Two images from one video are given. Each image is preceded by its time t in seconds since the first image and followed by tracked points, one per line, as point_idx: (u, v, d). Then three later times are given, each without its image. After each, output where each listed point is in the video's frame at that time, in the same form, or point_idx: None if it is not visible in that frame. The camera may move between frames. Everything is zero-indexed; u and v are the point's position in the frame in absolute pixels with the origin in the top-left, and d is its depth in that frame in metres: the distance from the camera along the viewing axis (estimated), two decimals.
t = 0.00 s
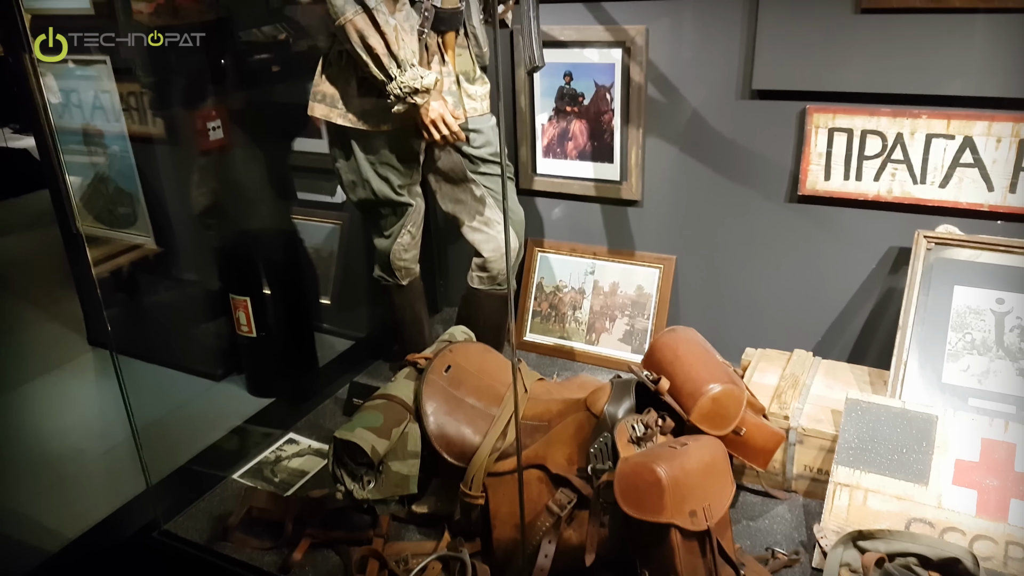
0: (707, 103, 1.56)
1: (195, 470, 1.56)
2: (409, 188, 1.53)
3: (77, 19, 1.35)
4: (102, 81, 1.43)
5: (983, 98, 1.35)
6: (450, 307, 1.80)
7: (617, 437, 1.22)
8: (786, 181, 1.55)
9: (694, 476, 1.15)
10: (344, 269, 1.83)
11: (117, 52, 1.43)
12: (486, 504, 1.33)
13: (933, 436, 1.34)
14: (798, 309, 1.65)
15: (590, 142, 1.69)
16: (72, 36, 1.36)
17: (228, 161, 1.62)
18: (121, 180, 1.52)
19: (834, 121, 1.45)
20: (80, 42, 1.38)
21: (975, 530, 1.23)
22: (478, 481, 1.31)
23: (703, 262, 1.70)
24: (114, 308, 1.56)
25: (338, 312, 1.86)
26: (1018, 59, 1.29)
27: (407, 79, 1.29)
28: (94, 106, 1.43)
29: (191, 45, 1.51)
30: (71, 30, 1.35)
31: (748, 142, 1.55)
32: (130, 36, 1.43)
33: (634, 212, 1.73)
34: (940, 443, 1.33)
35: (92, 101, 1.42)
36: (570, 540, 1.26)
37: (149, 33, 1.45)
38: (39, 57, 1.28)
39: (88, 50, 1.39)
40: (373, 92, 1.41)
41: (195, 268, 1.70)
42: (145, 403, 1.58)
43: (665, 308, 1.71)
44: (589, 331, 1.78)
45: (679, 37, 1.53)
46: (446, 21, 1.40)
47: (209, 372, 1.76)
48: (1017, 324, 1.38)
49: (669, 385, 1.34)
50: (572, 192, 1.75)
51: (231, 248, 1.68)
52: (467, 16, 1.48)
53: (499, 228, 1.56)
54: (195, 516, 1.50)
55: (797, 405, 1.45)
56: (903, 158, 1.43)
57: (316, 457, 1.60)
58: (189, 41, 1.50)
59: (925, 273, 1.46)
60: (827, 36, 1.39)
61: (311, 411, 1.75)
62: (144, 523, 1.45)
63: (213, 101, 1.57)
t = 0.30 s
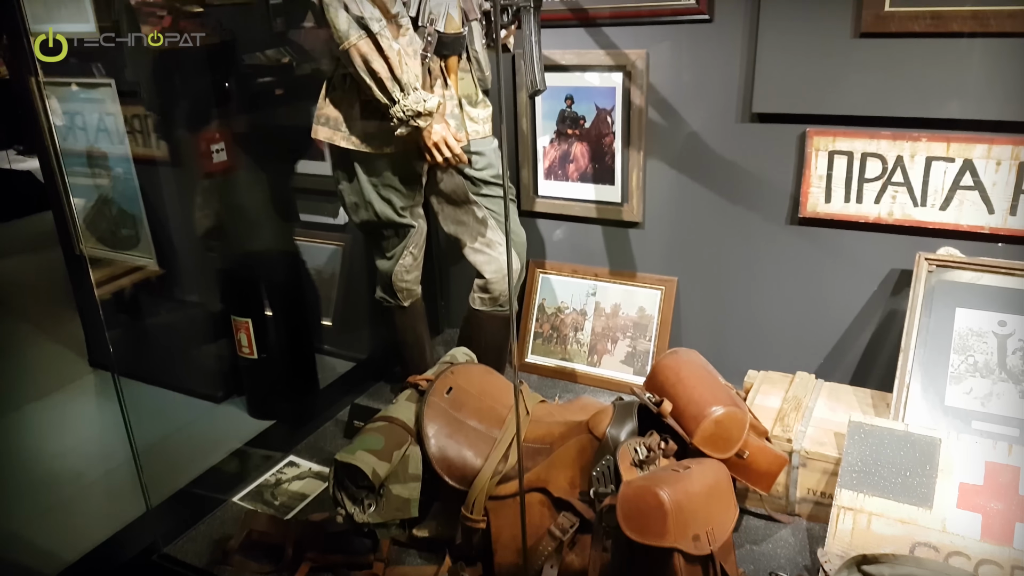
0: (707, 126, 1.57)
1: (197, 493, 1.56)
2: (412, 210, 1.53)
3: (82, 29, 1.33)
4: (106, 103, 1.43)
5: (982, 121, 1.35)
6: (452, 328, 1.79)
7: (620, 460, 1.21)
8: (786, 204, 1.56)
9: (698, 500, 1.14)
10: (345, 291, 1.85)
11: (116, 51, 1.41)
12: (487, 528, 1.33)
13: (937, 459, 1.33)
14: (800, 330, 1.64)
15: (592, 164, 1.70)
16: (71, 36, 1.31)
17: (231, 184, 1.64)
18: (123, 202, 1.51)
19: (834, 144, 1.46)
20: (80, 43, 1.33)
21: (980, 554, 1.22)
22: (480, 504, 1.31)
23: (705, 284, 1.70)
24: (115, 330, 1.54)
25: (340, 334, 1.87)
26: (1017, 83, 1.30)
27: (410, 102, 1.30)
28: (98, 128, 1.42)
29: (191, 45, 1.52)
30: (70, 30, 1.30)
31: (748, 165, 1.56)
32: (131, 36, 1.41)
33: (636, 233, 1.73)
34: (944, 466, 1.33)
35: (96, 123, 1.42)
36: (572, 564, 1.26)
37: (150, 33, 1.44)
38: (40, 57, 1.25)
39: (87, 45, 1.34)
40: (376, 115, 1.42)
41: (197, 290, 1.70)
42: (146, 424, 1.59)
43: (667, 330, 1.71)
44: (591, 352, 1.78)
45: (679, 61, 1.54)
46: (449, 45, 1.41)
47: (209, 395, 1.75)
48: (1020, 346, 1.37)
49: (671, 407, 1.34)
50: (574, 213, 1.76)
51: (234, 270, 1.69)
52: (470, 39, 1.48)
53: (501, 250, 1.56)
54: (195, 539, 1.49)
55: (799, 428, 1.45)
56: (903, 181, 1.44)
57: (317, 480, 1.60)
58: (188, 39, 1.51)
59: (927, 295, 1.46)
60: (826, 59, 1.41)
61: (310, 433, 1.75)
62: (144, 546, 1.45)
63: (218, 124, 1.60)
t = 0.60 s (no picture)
0: (707, 149, 1.57)
1: (195, 517, 1.55)
2: (413, 232, 1.54)
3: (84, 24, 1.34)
4: (110, 125, 1.44)
5: (981, 145, 1.36)
6: (452, 350, 1.79)
7: (621, 484, 1.21)
8: (786, 226, 1.56)
9: (699, 524, 1.14)
10: (346, 312, 1.83)
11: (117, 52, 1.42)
12: (488, 553, 1.31)
13: (939, 482, 1.33)
14: (801, 352, 1.64)
15: (592, 186, 1.70)
16: (70, 36, 1.32)
17: (233, 206, 1.67)
18: (126, 225, 1.51)
19: (834, 167, 1.47)
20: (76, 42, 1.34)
21: None
22: (480, 528, 1.30)
23: (706, 306, 1.70)
24: (116, 352, 1.53)
25: (341, 356, 1.86)
26: (1015, 107, 1.31)
27: (412, 125, 1.31)
28: (102, 150, 1.43)
29: (191, 44, 1.51)
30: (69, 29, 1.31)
31: (748, 188, 1.57)
32: (130, 35, 1.42)
33: (637, 255, 1.73)
34: (947, 489, 1.32)
35: (100, 145, 1.42)
36: None
37: (149, 33, 1.44)
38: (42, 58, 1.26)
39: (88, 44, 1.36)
40: (378, 138, 1.43)
41: (198, 311, 1.67)
42: (146, 446, 1.59)
43: (668, 352, 1.71)
44: (592, 375, 1.77)
45: (680, 84, 1.56)
46: (451, 70, 1.42)
47: (209, 418, 1.73)
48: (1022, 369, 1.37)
49: (673, 430, 1.34)
50: (574, 235, 1.76)
51: (235, 291, 1.69)
52: (471, 63, 1.48)
53: (501, 271, 1.57)
54: (192, 563, 1.49)
55: (802, 451, 1.45)
56: (903, 204, 1.44)
57: (316, 504, 1.60)
58: (189, 39, 1.50)
59: (928, 317, 1.46)
60: (825, 83, 1.42)
61: (311, 455, 1.75)
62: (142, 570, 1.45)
63: (220, 147, 1.62)
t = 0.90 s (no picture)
0: (707, 172, 1.58)
1: (194, 540, 1.54)
2: (415, 253, 1.54)
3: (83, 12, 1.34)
4: (113, 148, 1.45)
5: (981, 168, 1.37)
6: (453, 372, 1.78)
7: (624, 508, 1.20)
8: (787, 249, 1.56)
9: (702, 549, 1.13)
10: (347, 332, 1.83)
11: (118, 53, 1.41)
12: None
13: (943, 506, 1.31)
14: (802, 375, 1.64)
15: (593, 209, 1.71)
16: (70, 36, 1.33)
17: (236, 228, 1.66)
18: (128, 246, 1.52)
19: (834, 190, 1.48)
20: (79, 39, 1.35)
21: None
22: (481, 553, 1.28)
23: (707, 329, 1.70)
24: (116, 374, 1.55)
25: (341, 378, 1.87)
26: (1015, 130, 1.31)
27: (414, 147, 1.31)
28: (105, 173, 1.44)
29: (192, 45, 1.50)
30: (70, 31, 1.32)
31: (748, 210, 1.57)
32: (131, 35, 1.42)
33: (638, 277, 1.73)
34: (951, 513, 1.30)
35: (103, 167, 1.43)
36: None
37: (149, 33, 1.44)
38: (42, 59, 1.26)
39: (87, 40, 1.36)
40: (380, 160, 1.43)
41: (200, 333, 1.68)
42: (146, 469, 1.59)
43: (670, 374, 1.70)
44: (593, 397, 1.77)
45: (680, 107, 1.56)
46: (453, 94, 1.43)
47: (208, 440, 1.75)
48: None
49: (675, 453, 1.34)
50: (576, 257, 1.76)
51: (235, 313, 1.69)
52: (474, 87, 1.50)
53: (503, 292, 1.57)
54: None
55: (805, 474, 1.44)
56: (903, 227, 1.45)
57: (316, 527, 1.57)
58: (189, 40, 1.49)
59: (930, 340, 1.45)
60: (824, 106, 1.43)
61: (310, 479, 1.73)
62: None
63: (223, 169, 1.62)
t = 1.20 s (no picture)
0: (707, 193, 1.59)
1: (194, 564, 1.56)
2: (416, 274, 1.54)
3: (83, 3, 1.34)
4: (117, 169, 1.46)
5: (981, 190, 1.37)
6: (455, 394, 1.77)
7: (625, 531, 1.19)
8: (789, 270, 1.57)
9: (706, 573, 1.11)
10: (348, 355, 1.80)
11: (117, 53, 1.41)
12: None
13: (947, 529, 1.30)
14: (803, 397, 1.64)
15: (594, 230, 1.71)
16: (71, 36, 1.33)
17: (238, 249, 1.67)
18: (130, 267, 1.52)
19: (834, 212, 1.48)
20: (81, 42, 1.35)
21: None
22: None
23: (709, 351, 1.69)
24: (117, 395, 1.55)
25: (341, 400, 1.84)
26: (1015, 153, 1.32)
27: (416, 169, 1.32)
28: (108, 194, 1.45)
29: (192, 45, 1.50)
30: (72, 31, 1.32)
31: (749, 232, 1.57)
32: (131, 35, 1.42)
33: (639, 298, 1.73)
34: (956, 536, 1.30)
35: (105, 188, 1.44)
36: None
37: (149, 33, 1.44)
38: (42, 59, 1.26)
39: (89, 48, 1.36)
40: (382, 182, 1.44)
41: (201, 354, 1.69)
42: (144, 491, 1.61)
43: (671, 396, 1.69)
44: (595, 419, 1.76)
45: (681, 130, 1.57)
46: (455, 116, 1.45)
47: (208, 461, 1.75)
48: None
49: (677, 476, 1.33)
50: (577, 278, 1.76)
51: (236, 334, 1.71)
52: (476, 110, 1.51)
53: (505, 313, 1.57)
54: None
55: (808, 497, 1.43)
56: (904, 249, 1.45)
57: (316, 551, 1.56)
58: (189, 39, 1.50)
59: (932, 362, 1.45)
60: (824, 129, 1.44)
61: (311, 500, 1.71)
62: None
63: (226, 191, 1.63)
